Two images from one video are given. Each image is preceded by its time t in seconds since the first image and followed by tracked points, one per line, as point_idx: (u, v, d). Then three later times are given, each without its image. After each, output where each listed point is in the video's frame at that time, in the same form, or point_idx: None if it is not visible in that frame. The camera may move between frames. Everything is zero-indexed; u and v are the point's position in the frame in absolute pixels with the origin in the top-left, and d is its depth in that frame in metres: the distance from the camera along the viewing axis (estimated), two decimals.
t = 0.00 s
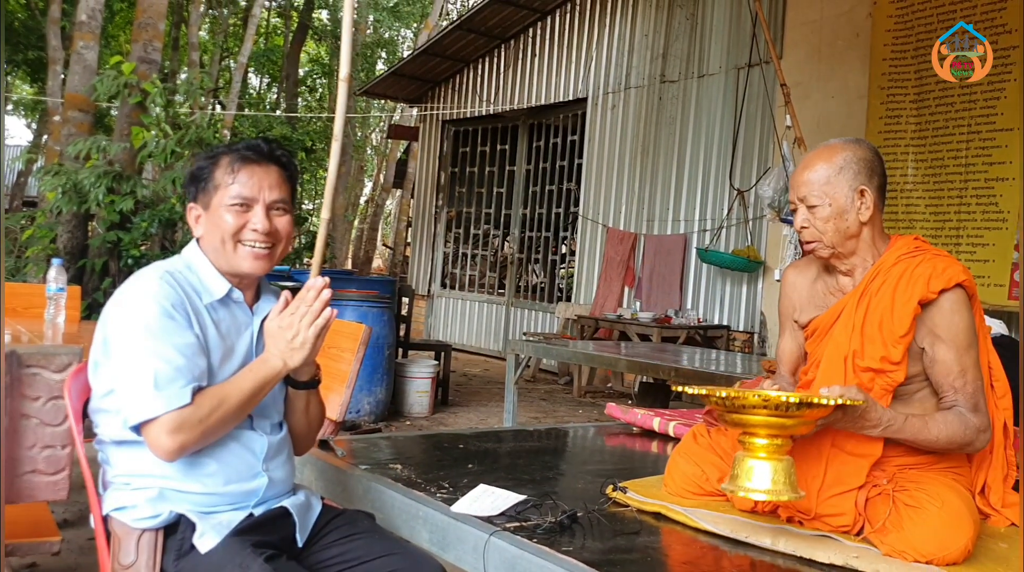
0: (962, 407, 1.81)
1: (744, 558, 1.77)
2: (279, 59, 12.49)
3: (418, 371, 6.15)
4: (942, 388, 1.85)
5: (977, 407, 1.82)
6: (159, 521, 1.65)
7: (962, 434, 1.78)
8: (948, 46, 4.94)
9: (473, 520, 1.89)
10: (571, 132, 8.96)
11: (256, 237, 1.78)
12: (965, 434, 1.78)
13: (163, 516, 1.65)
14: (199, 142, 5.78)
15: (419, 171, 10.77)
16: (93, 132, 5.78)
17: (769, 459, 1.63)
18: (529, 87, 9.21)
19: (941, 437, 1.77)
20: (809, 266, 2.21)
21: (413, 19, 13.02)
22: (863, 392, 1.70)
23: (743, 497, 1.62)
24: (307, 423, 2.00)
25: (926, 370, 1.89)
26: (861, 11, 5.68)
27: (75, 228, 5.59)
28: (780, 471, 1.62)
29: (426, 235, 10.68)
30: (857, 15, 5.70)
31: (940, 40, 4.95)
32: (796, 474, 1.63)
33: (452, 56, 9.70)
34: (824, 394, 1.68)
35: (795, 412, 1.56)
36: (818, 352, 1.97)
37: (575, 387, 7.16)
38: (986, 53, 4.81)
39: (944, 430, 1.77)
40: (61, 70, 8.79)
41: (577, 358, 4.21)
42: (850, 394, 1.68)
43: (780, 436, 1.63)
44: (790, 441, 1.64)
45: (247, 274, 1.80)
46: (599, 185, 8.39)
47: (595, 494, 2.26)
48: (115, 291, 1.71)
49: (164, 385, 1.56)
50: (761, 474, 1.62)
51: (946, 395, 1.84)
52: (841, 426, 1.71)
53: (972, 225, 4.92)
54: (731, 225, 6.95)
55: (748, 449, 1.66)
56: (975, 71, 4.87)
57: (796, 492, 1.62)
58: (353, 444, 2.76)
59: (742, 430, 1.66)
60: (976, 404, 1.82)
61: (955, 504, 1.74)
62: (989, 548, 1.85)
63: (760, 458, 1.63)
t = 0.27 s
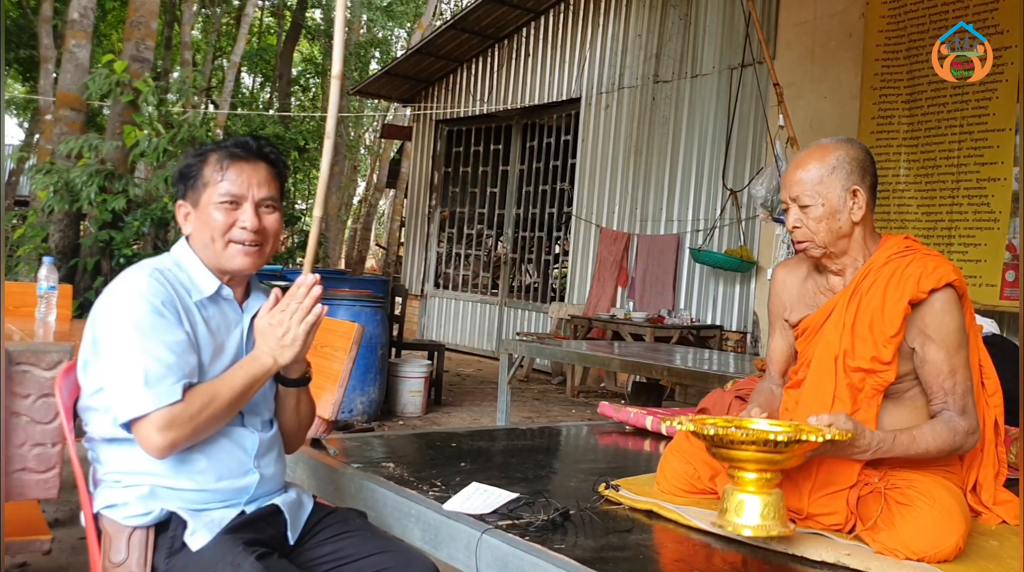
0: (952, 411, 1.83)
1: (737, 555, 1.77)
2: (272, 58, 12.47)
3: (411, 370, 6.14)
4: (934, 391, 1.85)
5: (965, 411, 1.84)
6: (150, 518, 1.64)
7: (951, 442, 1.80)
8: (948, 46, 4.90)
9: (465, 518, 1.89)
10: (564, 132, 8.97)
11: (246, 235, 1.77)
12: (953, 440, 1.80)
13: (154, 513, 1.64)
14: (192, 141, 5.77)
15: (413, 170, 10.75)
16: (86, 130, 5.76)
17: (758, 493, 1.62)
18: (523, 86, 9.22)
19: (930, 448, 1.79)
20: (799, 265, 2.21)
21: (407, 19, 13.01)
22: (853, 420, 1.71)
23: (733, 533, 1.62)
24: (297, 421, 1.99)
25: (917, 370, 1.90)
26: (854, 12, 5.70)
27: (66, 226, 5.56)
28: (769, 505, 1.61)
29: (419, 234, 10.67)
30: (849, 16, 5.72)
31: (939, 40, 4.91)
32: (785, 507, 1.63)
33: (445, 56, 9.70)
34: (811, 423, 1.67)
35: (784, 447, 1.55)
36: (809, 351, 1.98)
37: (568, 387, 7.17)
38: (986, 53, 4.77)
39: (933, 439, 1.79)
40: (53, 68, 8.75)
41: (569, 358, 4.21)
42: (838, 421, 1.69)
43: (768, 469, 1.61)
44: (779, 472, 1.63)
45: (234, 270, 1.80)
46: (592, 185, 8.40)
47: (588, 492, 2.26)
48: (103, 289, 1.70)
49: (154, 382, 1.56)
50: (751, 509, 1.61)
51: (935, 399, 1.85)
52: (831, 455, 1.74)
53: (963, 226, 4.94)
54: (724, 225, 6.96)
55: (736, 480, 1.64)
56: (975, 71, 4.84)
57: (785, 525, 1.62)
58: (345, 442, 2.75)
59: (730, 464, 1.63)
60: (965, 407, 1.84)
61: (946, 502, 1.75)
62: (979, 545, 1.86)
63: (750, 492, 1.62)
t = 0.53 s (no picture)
0: (945, 416, 1.83)
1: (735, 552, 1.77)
2: (270, 57, 12.46)
3: (408, 369, 6.13)
4: (927, 397, 1.86)
5: (958, 415, 1.84)
6: (148, 515, 1.64)
7: (945, 448, 1.81)
8: (948, 46, 4.90)
9: (463, 515, 1.89)
10: (562, 131, 8.98)
11: (261, 233, 1.77)
12: (947, 445, 1.81)
13: (152, 509, 1.64)
14: (190, 139, 5.76)
15: (410, 169, 10.75)
16: (84, 128, 5.75)
17: (752, 517, 1.62)
18: (521, 86, 9.22)
19: (924, 457, 1.80)
20: (792, 264, 2.21)
21: (405, 17, 13.01)
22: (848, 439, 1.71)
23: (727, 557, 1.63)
24: (297, 417, 2.00)
25: (911, 371, 1.90)
26: (853, 11, 5.70)
27: (64, 224, 5.55)
28: (763, 529, 1.62)
29: (417, 234, 10.66)
30: (848, 15, 5.73)
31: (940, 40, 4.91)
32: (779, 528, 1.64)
33: (443, 55, 9.69)
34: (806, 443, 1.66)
35: (783, 472, 1.53)
36: (804, 352, 1.98)
37: (565, 386, 7.17)
38: (986, 54, 4.77)
39: (927, 448, 1.80)
40: (51, 66, 8.74)
41: (567, 357, 4.21)
42: (832, 441, 1.68)
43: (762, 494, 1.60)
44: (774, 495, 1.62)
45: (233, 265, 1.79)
46: (590, 184, 8.40)
47: (586, 489, 2.26)
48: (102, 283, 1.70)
49: (154, 376, 1.56)
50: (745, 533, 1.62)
51: (929, 404, 1.86)
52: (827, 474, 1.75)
53: (962, 225, 4.94)
54: (721, 224, 6.97)
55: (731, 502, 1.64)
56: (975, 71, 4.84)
57: (779, 548, 1.63)
58: (343, 440, 2.75)
59: (725, 488, 1.61)
60: (958, 410, 1.84)
61: (945, 500, 1.75)
62: (977, 544, 1.86)
63: (744, 515, 1.63)
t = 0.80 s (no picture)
0: (942, 416, 1.83)
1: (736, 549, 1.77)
2: (269, 56, 12.45)
3: (408, 367, 6.12)
4: (925, 396, 1.85)
5: (955, 415, 1.84)
6: (149, 512, 1.64)
7: (942, 450, 1.81)
8: (948, 46, 4.95)
9: (463, 512, 1.89)
10: (561, 129, 8.97)
11: (273, 231, 1.78)
12: (944, 446, 1.81)
13: (153, 507, 1.64)
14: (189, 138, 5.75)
15: (410, 168, 10.74)
16: (83, 128, 5.75)
17: (748, 521, 1.61)
18: (521, 83, 9.21)
19: (922, 459, 1.79)
20: (789, 263, 2.21)
21: (404, 16, 13.00)
22: (846, 443, 1.71)
23: (721, 561, 1.63)
24: (297, 414, 2.00)
25: (907, 371, 1.90)
26: (852, 8, 5.69)
27: (64, 224, 5.54)
28: (759, 532, 1.60)
29: (416, 232, 10.66)
30: (848, 12, 5.72)
31: (939, 40, 4.96)
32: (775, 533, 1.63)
33: (443, 53, 9.69)
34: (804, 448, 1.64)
35: (781, 477, 1.52)
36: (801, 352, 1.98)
37: (565, 384, 7.17)
38: (985, 53, 4.82)
39: (924, 449, 1.80)
40: (50, 66, 8.73)
41: (567, 355, 4.21)
42: (830, 446, 1.68)
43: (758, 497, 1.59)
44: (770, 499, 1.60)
45: (239, 263, 1.79)
46: (589, 182, 8.39)
47: (586, 486, 2.26)
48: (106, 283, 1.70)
49: (162, 376, 1.56)
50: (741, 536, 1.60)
51: (926, 403, 1.85)
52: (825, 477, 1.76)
53: (962, 221, 4.95)
54: (721, 222, 6.97)
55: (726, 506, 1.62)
56: (975, 71, 4.87)
57: (775, 553, 1.62)
58: (343, 437, 2.75)
59: (721, 491, 1.60)
60: (955, 410, 1.84)
61: (945, 495, 1.74)
62: (978, 539, 1.85)
63: (740, 519, 1.61)
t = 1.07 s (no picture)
0: (942, 417, 1.83)
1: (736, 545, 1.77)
2: (269, 54, 12.45)
3: (408, 365, 6.12)
4: (925, 398, 1.85)
5: (955, 416, 1.84)
6: (148, 508, 1.64)
7: (943, 450, 1.81)
8: (948, 46, 4.95)
9: (462, 508, 1.89)
10: (561, 127, 8.97)
11: (278, 231, 1.78)
12: (945, 447, 1.81)
13: (153, 503, 1.64)
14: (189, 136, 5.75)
15: (410, 166, 10.74)
16: (84, 126, 5.75)
17: (746, 520, 1.57)
18: (521, 81, 9.20)
19: (922, 459, 1.79)
20: (788, 262, 2.21)
21: (404, 14, 12.99)
22: (846, 444, 1.71)
23: (717, 560, 1.59)
24: (298, 409, 2.00)
25: (907, 371, 1.90)
26: (852, 5, 5.69)
27: (65, 222, 5.54)
28: (757, 533, 1.57)
29: (416, 230, 10.66)
30: (848, 9, 5.71)
31: (940, 40, 4.96)
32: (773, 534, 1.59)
33: (443, 51, 9.68)
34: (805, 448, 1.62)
35: (781, 477, 1.49)
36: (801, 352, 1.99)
37: (565, 382, 7.17)
38: (986, 53, 4.82)
39: (924, 448, 1.80)
40: (51, 64, 8.73)
41: (566, 353, 4.20)
42: (830, 447, 1.68)
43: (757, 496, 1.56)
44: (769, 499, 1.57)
45: (243, 263, 1.79)
46: (589, 180, 8.39)
47: (586, 483, 2.26)
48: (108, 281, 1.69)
49: (170, 375, 1.56)
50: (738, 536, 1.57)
51: (926, 404, 1.85)
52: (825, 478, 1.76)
53: (963, 219, 4.96)
54: (722, 220, 6.97)
55: (725, 505, 1.59)
56: (975, 70, 4.87)
57: (774, 553, 1.58)
58: (343, 434, 2.75)
59: (719, 490, 1.57)
60: (955, 411, 1.84)
61: (946, 492, 1.74)
62: (978, 537, 1.85)
63: (738, 518, 1.58)
